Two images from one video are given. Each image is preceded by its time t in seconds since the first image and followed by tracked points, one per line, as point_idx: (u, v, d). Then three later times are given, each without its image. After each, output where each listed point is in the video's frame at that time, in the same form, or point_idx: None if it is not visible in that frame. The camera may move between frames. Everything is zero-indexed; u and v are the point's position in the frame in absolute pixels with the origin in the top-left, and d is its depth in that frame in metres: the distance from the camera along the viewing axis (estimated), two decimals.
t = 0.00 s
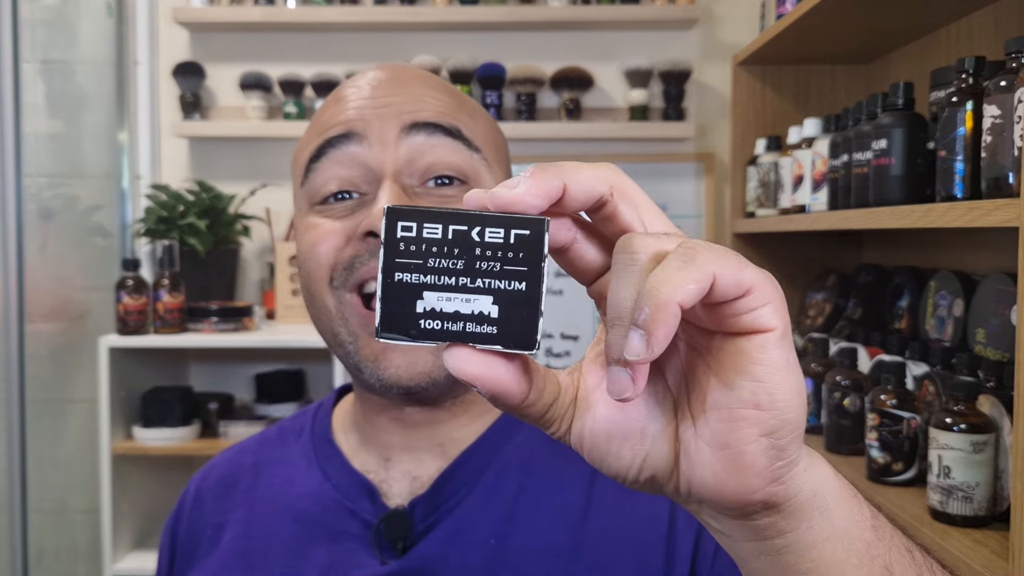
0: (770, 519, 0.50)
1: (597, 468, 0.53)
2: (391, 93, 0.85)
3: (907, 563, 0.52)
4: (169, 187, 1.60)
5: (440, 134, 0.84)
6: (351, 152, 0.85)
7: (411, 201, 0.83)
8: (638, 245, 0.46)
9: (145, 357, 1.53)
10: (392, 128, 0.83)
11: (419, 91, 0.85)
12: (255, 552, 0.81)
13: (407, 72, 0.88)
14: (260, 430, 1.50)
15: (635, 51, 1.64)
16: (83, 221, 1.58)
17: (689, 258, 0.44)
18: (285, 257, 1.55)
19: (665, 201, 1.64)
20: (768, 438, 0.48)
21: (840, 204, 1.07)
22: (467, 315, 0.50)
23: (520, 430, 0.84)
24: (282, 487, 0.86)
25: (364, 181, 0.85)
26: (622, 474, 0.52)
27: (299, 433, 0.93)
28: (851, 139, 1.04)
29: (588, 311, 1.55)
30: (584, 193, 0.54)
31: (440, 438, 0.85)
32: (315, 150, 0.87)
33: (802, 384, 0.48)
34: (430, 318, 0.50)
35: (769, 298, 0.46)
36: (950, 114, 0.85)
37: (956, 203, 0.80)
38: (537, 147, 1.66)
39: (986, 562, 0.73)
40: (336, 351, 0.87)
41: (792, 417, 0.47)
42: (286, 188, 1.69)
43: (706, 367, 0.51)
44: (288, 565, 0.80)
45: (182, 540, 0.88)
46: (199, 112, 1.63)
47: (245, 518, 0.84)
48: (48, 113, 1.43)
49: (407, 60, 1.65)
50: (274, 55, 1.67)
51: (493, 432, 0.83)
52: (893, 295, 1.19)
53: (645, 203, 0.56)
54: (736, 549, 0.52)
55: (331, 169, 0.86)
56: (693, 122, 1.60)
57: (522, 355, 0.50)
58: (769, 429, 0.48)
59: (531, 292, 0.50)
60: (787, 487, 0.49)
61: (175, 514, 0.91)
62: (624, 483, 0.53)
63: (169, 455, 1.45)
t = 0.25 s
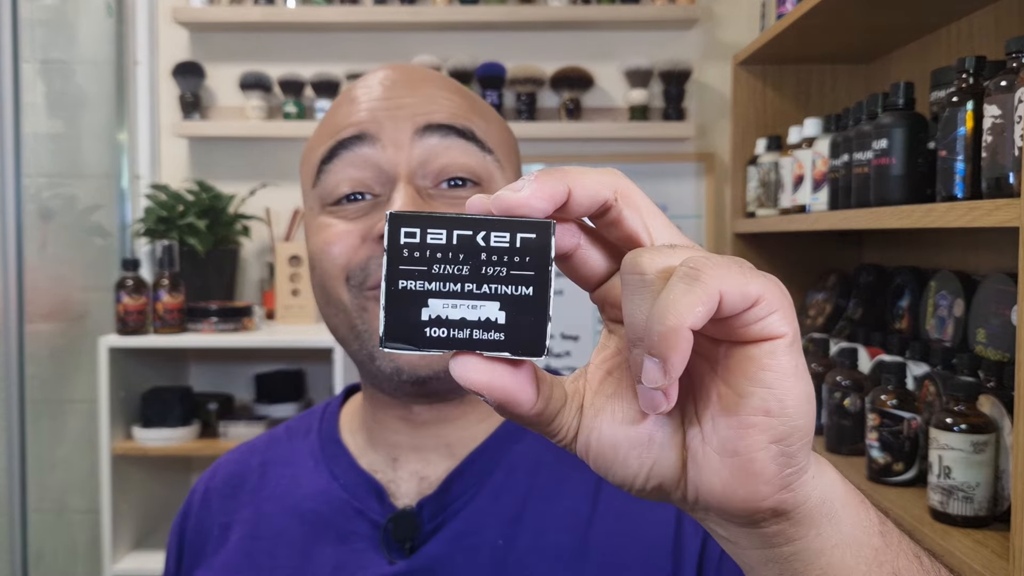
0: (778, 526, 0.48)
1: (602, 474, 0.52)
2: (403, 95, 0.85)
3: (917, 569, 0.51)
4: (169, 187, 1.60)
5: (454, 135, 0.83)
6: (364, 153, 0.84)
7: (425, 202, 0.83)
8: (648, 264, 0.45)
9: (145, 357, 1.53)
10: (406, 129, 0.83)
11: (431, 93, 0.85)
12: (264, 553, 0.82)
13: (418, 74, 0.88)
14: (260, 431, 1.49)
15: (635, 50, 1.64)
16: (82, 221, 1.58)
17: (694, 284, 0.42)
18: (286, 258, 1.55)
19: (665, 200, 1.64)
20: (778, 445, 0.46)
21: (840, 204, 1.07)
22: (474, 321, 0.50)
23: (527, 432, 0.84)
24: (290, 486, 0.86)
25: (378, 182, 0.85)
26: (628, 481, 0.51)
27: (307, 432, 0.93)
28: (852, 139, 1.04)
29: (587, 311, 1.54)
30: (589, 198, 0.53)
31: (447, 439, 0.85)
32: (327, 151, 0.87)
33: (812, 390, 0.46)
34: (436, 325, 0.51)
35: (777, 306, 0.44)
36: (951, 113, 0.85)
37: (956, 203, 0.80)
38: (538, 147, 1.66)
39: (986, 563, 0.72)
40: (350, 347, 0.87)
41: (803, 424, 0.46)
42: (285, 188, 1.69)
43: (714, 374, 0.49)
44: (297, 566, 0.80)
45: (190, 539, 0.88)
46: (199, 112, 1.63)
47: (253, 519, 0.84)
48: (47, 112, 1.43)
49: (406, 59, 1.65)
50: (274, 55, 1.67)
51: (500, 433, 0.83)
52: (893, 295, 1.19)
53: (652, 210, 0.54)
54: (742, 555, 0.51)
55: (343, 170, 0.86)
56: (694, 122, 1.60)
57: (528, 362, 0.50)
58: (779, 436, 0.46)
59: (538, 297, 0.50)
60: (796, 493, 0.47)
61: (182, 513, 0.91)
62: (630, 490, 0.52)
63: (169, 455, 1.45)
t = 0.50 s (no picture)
0: (776, 522, 0.48)
1: (600, 470, 0.52)
2: (407, 95, 0.85)
3: (916, 566, 0.51)
4: (169, 187, 1.60)
5: (458, 135, 0.83)
6: (368, 153, 0.84)
7: (429, 201, 0.83)
8: (644, 270, 0.44)
9: (145, 357, 1.53)
10: (410, 130, 0.83)
11: (435, 93, 0.85)
12: (269, 552, 0.81)
13: (421, 74, 0.88)
14: (260, 431, 1.49)
15: (636, 50, 1.64)
16: (82, 221, 1.58)
17: (683, 301, 0.41)
18: (286, 258, 1.55)
19: (666, 200, 1.64)
20: (775, 439, 0.46)
21: (840, 204, 1.07)
22: (470, 316, 0.50)
23: (531, 434, 0.84)
24: (296, 486, 0.86)
25: (382, 182, 0.85)
26: (626, 476, 0.50)
27: (312, 433, 0.93)
28: (852, 138, 1.04)
29: (588, 311, 1.54)
30: (584, 197, 0.53)
31: (452, 439, 0.85)
32: (331, 151, 0.87)
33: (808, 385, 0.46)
34: (433, 321, 0.50)
35: (771, 303, 0.44)
36: (951, 114, 0.85)
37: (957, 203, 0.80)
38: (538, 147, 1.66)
39: (987, 563, 0.72)
40: (355, 347, 0.87)
41: (800, 418, 0.45)
42: (285, 188, 1.69)
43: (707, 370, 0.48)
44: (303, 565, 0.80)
45: (195, 539, 0.88)
46: (199, 112, 1.63)
47: (260, 519, 0.84)
48: (47, 112, 1.43)
49: (406, 59, 1.65)
50: (273, 55, 1.67)
51: (505, 434, 0.83)
52: (893, 295, 1.19)
53: (649, 208, 0.54)
54: (740, 552, 0.51)
55: (347, 170, 0.86)
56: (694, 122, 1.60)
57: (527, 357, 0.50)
58: (776, 431, 0.45)
59: (533, 291, 0.50)
60: (793, 488, 0.47)
61: (188, 513, 0.91)
62: (627, 486, 0.51)
63: (169, 455, 1.45)
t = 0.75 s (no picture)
0: (783, 523, 0.48)
1: (605, 471, 0.52)
2: (408, 97, 0.85)
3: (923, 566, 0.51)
4: (169, 187, 1.60)
5: (459, 136, 0.84)
6: (370, 154, 0.84)
7: (431, 201, 0.83)
8: (650, 267, 0.44)
9: (145, 357, 1.53)
10: (411, 132, 0.83)
11: (435, 95, 0.85)
12: (272, 552, 0.82)
13: (422, 76, 0.88)
14: (260, 431, 1.49)
15: (635, 50, 1.64)
16: (82, 221, 1.58)
17: (689, 301, 0.41)
18: (287, 257, 1.55)
19: (665, 200, 1.64)
20: (782, 441, 0.46)
21: (840, 204, 1.07)
22: (470, 317, 0.50)
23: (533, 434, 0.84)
24: (299, 487, 0.86)
25: (384, 182, 0.85)
26: (632, 478, 0.51)
27: (314, 433, 0.93)
28: (852, 138, 1.04)
29: (588, 311, 1.54)
30: (585, 194, 0.53)
31: (453, 439, 0.85)
32: (332, 153, 0.87)
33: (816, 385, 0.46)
34: (432, 323, 0.50)
35: (781, 302, 0.44)
36: (951, 114, 0.85)
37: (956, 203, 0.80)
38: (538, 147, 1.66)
39: (987, 563, 0.72)
40: (355, 345, 0.87)
41: (808, 419, 0.45)
42: (286, 189, 1.69)
43: (714, 368, 0.48)
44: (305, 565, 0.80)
45: (199, 539, 0.88)
46: (199, 112, 1.63)
47: (263, 519, 0.84)
48: (47, 112, 1.43)
49: (406, 59, 1.65)
50: (273, 55, 1.67)
51: (505, 433, 0.83)
52: (893, 295, 1.19)
53: (648, 203, 0.54)
54: (746, 553, 0.51)
55: (350, 172, 0.86)
56: (694, 122, 1.60)
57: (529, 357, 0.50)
58: (783, 432, 0.45)
59: (533, 291, 0.50)
60: (800, 490, 0.47)
61: (191, 513, 0.91)
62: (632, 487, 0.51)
63: (169, 455, 1.45)
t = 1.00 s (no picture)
0: (785, 530, 0.48)
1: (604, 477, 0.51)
2: (396, 95, 0.85)
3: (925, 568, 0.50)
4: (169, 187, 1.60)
5: (447, 134, 0.83)
6: (358, 152, 0.84)
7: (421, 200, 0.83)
8: (654, 268, 0.44)
9: (145, 357, 1.53)
10: (400, 130, 0.83)
11: (424, 94, 0.85)
12: (263, 548, 0.82)
13: (411, 75, 0.88)
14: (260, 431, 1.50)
15: (635, 50, 1.64)
16: (82, 221, 1.58)
17: (698, 304, 0.41)
18: (286, 257, 1.55)
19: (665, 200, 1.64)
20: (790, 448, 0.45)
21: (841, 204, 1.07)
22: (461, 318, 0.49)
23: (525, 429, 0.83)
24: (290, 482, 0.86)
25: (372, 181, 0.85)
26: (633, 485, 0.49)
27: (305, 427, 0.93)
28: (853, 138, 1.04)
29: (588, 311, 1.54)
30: (587, 188, 0.51)
31: (446, 436, 0.85)
32: (321, 152, 0.87)
33: (825, 391, 0.45)
34: (420, 322, 0.49)
35: (791, 305, 0.43)
36: (951, 113, 0.85)
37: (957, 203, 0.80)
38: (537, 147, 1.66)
39: (987, 563, 0.72)
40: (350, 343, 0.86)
41: (815, 426, 0.45)
42: (286, 189, 1.69)
43: (720, 371, 0.47)
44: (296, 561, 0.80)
45: (189, 535, 0.88)
46: (199, 112, 1.63)
47: (253, 515, 0.84)
48: (48, 112, 1.43)
49: (406, 59, 1.65)
50: (273, 55, 1.67)
51: (499, 431, 0.83)
52: (894, 296, 1.19)
53: (653, 198, 0.53)
54: (746, 560, 0.50)
55: (338, 170, 0.86)
56: (693, 122, 1.60)
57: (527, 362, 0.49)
58: (791, 438, 0.45)
59: (529, 289, 0.49)
60: (805, 497, 0.47)
61: (182, 508, 0.91)
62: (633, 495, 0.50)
63: (170, 455, 1.45)
